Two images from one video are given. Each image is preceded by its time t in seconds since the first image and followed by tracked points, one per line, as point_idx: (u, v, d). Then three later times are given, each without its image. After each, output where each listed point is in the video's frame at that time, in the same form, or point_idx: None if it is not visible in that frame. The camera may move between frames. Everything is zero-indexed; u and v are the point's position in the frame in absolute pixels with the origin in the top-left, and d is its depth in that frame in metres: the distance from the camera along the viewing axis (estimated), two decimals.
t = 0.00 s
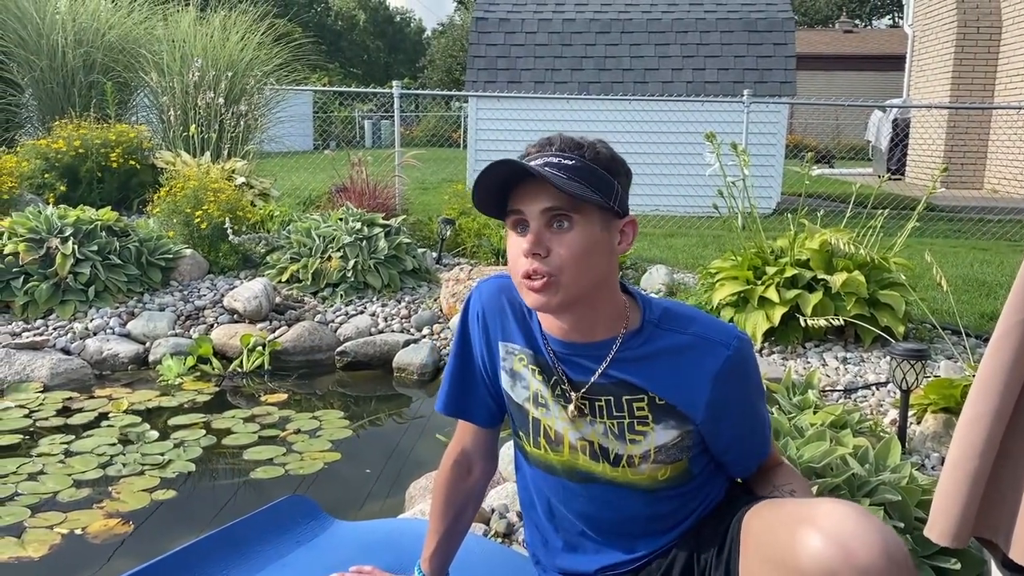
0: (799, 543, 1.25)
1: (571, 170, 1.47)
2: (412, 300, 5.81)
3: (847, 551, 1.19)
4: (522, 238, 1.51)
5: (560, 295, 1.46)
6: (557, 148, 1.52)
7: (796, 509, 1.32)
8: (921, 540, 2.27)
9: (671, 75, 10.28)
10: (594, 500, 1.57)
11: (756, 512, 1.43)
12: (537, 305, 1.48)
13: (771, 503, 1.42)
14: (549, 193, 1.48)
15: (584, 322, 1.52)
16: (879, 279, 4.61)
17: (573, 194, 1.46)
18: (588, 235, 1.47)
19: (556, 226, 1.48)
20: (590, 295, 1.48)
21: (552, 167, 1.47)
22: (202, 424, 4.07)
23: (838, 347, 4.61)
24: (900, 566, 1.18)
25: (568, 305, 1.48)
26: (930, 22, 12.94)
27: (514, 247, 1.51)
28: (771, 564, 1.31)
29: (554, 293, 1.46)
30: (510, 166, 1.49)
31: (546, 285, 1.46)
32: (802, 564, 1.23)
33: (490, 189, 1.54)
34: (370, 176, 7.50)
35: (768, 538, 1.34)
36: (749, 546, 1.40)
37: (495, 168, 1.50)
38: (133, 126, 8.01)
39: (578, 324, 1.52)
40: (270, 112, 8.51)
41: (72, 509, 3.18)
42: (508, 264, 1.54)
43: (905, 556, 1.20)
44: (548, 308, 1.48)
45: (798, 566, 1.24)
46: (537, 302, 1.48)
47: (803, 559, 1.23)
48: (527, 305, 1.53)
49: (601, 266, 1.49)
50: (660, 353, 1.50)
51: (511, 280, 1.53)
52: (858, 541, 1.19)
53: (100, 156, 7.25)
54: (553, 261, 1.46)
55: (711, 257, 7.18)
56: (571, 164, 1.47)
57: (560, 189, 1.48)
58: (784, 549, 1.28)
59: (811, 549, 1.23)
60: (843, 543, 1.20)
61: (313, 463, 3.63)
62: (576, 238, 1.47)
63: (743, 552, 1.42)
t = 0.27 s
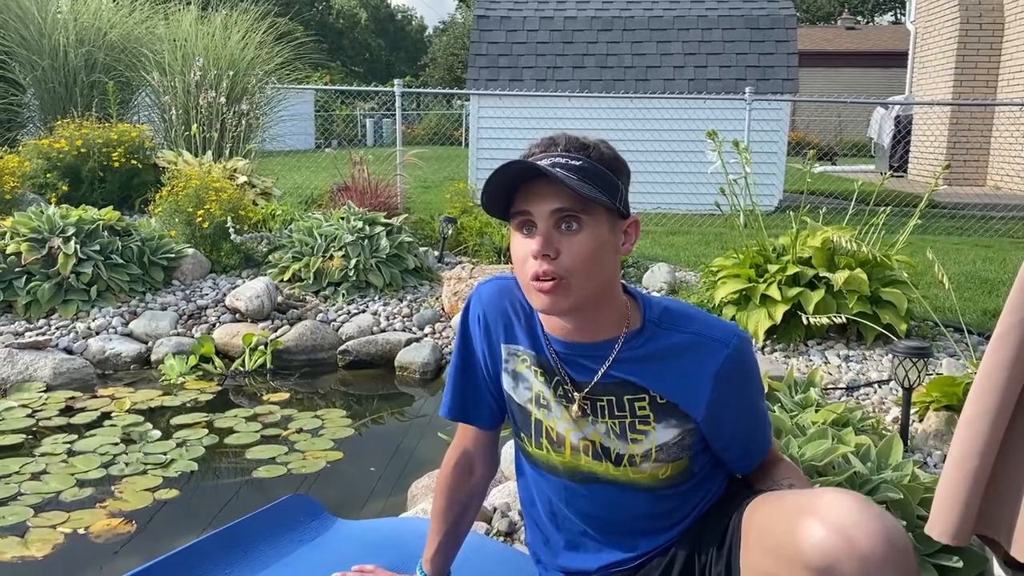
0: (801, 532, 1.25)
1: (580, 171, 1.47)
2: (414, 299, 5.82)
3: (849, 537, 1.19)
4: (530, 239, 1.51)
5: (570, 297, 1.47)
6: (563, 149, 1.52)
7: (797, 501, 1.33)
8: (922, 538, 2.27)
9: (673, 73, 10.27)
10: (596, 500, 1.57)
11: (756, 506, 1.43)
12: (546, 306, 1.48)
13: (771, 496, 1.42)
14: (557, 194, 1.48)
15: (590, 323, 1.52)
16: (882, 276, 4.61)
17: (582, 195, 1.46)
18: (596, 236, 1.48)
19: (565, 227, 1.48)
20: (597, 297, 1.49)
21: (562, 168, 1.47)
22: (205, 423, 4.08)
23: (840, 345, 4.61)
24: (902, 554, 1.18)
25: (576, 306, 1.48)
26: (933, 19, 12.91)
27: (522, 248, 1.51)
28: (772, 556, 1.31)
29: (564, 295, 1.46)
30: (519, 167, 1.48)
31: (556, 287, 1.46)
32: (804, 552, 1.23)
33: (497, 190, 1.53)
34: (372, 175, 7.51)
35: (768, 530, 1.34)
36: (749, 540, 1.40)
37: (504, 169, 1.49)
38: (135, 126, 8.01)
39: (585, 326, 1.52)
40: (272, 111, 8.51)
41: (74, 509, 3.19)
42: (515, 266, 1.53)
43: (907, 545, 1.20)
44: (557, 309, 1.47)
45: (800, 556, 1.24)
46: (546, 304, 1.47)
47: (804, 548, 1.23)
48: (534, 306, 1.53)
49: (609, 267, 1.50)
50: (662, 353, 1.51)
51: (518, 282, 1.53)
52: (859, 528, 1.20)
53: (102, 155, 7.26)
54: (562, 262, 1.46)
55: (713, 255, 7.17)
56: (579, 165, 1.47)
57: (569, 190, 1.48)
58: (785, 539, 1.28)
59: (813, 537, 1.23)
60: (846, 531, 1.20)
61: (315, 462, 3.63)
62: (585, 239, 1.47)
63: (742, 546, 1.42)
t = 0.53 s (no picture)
0: (801, 535, 1.25)
1: (585, 165, 1.47)
2: (416, 297, 5.82)
3: (848, 541, 1.20)
4: (535, 233, 1.51)
5: (576, 290, 1.47)
6: (567, 145, 1.53)
7: (797, 502, 1.33)
8: (926, 535, 2.26)
9: (675, 70, 10.26)
10: (600, 497, 1.58)
11: (758, 505, 1.43)
12: (552, 300, 1.48)
13: (772, 496, 1.42)
14: (564, 188, 1.49)
15: (595, 318, 1.52)
16: (884, 273, 4.60)
17: (588, 189, 1.46)
18: (602, 230, 1.48)
19: (571, 221, 1.48)
20: (602, 291, 1.49)
21: (568, 162, 1.47)
22: (208, 422, 4.09)
23: (843, 342, 4.60)
24: (902, 556, 1.18)
25: (582, 300, 1.48)
26: (935, 15, 12.88)
27: (527, 242, 1.51)
28: (773, 558, 1.31)
29: (570, 289, 1.46)
30: (526, 160, 1.48)
31: (563, 280, 1.46)
32: (804, 556, 1.24)
33: (502, 184, 1.53)
34: (374, 173, 7.51)
35: (769, 531, 1.35)
36: (750, 539, 1.40)
37: (510, 162, 1.49)
38: (137, 124, 8.02)
39: (591, 320, 1.52)
40: (273, 110, 8.51)
41: (78, 507, 3.20)
42: (520, 260, 1.53)
43: (909, 549, 1.20)
44: (564, 302, 1.47)
45: (800, 560, 1.24)
46: (552, 297, 1.47)
47: (804, 551, 1.24)
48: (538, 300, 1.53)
49: (614, 262, 1.50)
50: (666, 348, 1.51)
51: (523, 276, 1.53)
52: (858, 531, 1.20)
53: (104, 154, 7.26)
54: (569, 256, 1.46)
55: (716, 252, 7.16)
56: (584, 159, 1.48)
57: (575, 184, 1.48)
58: (785, 541, 1.29)
59: (813, 540, 1.23)
60: (845, 535, 1.20)
61: (318, 460, 3.64)
62: (591, 233, 1.47)
63: (744, 545, 1.42)
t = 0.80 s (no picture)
0: (802, 531, 1.25)
1: (597, 158, 1.48)
2: (419, 295, 5.82)
3: (850, 536, 1.19)
4: (546, 225, 1.51)
5: (587, 282, 1.47)
6: (576, 140, 1.54)
7: (799, 498, 1.33)
8: (929, 532, 2.26)
9: (677, 67, 10.25)
10: (605, 493, 1.57)
11: (759, 503, 1.43)
12: (563, 292, 1.47)
13: (773, 493, 1.42)
14: (575, 181, 1.49)
15: (604, 311, 1.52)
16: (887, 271, 4.59)
17: (600, 182, 1.47)
18: (613, 224, 1.48)
19: (582, 214, 1.48)
20: (612, 284, 1.49)
21: (580, 154, 1.48)
22: (211, 420, 4.09)
23: (845, 339, 4.60)
24: (904, 553, 1.18)
25: (592, 292, 1.48)
26: (937, 11, 12.85)
27: (538, 234, 1.50)
28: (774, 554, 1.31)
29: (582, 280, 1.46)
30: (539, 152, 1.49)
31: (574, 272, 1.46)
32: (806, 552, 1.23)
33: (513, 176, 1.53)
34: (376, 171, 7.50)
35: (770, 528, 1.34)
36: (751, 536, 1.40)
37: (523, 154, 1.49)
38: (139, 123, 8.03)
39: (600, 314, 1.52)
40: (275, 108, 8.51)
41: (81, 505, 3.20)
42: (529, 253, 1.52)
43: (911, 545, 1.20)
44: (574, 295, 1.47)
45: (802, 555, 1.24)
46: (563, 289, 1.47)
47: (806, 547, 1.24)
48: (546, 293, 1.52)
49: (623, 255, 1.50)
50: (672, 343, 1.51)
51: (532, 269, 1.52)
52: (860, 527, 1.20)
53: (107, 153, 7.27)
54: (581, 248, 1.46)
55: (719, 249, 7.16)
56: (596, 153, 1.49)
57: (587, 177, 1.49)
58: (787, 538, 1.28)
59: (815, 536, 1.23)
60: (847, 530, 1.20)
61: (321, 458, 3.64)
62: (603, 225, 1.48)
63: (745, 542, 1.42)
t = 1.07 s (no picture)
0: (804, 525, 1.25)
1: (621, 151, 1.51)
2: (420, 293, 5.82)
3: (852, 530, 1.19)
4: (565, 214, 1.51)
5: (604, 272, 1.48)
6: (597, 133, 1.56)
7: (800, 492, 1.33)
8: (932, 529, 2.25)
9: (678, 65, 10.24)
10: (607, 491, 1.57)
11: (761, 499, 1.43)
12: (579, 282, 1.48)
13: (775, 490, 1.42)
14: (597, 172, 1.51)
15: (616, 305, 1.52)
16: (889, 268, 4.59)
17: (623, 174, 1.49)
18: (631, 217, 1.50)
19: (602, 205, 1.50)
20: (627, 277, 1.50)
21: (606, 145, 1.49)
22: (213, 418, 4.10)
23: (847, 337, 4.59)
24: (905, 549, 1.18)
25: (608, 284, 1.49)
26: (940, 9, 12.83)
27: (557, 223, 1.51)
28: (775, 549, 1.31)
29: (599, 269, 1.47)
30: (566, 140, 1.50)
31: (592, 261, 1.47)
32: (807, 546, 1.23)
33: (535, 163, 1.53)
34: (378, 169, 7.51)
35: (771, 523, 1.34)
36: (752, 533, 1.40)
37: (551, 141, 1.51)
38: (141, 122, 8.04)
39: (611, 308, 1.53)
40: (277, 106, 8.51)
41: (84, 503, 3.21)
42: (546, 242, 1.53)
43: (912, 539, 1.20)
44: (591, 284, 1.48)
45: (804, 550, 1.24)
46: (580, 277, 1.48)
47: (807, 541, 1.24)
48: (560, 283, 1.52)
49: (638, 250, 1.52)
50: (678, 340, 1.52)
51: (548, 258, 1.53)
52: (862, 521, 1.20)
53: (109, 152, 7.27)
54: (600, 238, 1.47)
55: (720, 247, 7.16)
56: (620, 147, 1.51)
57: (609, 169, 1.50)
58: (787, 532, 1.29)
59: (817, 530, 1.23)
60: (849, 525, 1.20)
61: (323, 457, 3.64)
62: (622, 218, 1.49)
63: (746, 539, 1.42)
